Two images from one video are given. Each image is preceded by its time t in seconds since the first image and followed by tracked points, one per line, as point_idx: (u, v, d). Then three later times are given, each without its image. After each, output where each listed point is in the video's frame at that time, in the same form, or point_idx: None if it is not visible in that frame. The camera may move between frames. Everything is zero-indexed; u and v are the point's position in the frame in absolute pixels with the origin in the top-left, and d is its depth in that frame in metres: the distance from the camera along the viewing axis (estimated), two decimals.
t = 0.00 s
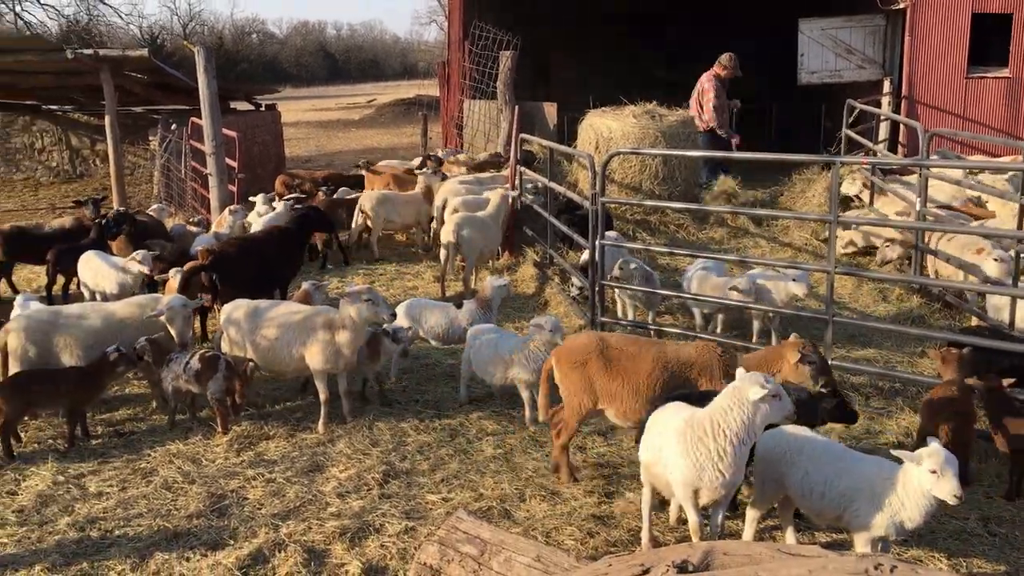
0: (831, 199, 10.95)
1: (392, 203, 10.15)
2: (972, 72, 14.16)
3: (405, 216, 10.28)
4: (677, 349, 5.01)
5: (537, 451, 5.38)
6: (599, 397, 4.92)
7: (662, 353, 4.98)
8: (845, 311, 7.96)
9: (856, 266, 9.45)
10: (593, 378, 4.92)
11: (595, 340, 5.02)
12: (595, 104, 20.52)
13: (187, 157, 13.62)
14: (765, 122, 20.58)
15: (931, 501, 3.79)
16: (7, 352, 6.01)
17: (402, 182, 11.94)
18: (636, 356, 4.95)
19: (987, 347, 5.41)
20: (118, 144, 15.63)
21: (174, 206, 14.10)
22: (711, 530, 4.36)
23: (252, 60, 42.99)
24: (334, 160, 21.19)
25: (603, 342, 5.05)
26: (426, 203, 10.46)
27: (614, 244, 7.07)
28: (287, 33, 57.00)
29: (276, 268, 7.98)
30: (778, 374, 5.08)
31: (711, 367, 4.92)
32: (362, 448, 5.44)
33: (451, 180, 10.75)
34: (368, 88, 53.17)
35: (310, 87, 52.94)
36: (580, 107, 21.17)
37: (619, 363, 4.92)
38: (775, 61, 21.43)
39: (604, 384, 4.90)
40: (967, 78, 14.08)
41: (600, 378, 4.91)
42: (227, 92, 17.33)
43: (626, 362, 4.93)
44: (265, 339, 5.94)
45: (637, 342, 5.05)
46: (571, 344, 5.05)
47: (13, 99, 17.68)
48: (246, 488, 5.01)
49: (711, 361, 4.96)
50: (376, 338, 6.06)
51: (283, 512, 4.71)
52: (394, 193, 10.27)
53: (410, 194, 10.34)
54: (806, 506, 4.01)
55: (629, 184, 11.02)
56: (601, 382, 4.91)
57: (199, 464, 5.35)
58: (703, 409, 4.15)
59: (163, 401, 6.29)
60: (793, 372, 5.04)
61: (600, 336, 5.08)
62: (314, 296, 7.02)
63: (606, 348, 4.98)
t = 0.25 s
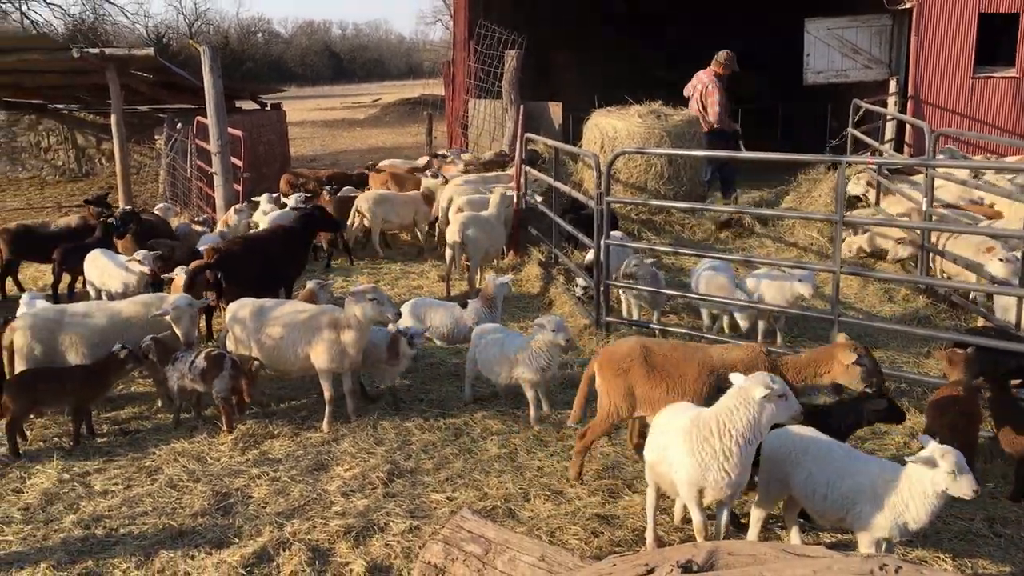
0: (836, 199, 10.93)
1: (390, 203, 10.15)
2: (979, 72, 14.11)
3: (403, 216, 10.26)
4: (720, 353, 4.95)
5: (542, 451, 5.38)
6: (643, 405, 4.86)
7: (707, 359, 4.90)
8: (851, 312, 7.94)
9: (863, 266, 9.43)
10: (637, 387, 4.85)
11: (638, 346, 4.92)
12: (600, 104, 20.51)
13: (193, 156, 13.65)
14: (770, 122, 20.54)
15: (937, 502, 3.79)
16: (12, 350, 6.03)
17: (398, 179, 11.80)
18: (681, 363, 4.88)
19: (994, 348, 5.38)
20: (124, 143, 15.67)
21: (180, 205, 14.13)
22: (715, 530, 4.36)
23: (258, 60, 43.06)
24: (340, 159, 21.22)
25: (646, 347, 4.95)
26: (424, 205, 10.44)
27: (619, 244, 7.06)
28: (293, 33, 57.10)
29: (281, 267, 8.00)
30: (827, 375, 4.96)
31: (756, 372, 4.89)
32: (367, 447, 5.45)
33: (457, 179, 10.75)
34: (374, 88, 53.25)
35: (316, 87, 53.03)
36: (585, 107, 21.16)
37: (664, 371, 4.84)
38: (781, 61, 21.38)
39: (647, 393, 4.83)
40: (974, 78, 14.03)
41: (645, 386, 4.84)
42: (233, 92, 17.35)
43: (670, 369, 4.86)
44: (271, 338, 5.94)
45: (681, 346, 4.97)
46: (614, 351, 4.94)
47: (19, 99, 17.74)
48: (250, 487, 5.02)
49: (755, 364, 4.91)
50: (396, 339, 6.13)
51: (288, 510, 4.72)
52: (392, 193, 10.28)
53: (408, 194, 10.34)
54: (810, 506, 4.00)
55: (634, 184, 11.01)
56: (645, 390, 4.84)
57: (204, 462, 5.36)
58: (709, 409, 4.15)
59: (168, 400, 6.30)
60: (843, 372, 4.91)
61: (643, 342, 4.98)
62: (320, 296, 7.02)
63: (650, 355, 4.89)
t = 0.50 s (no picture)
0: (837, 199, 10.92)
1: (384, 202, 10.13)
2: (980, 72, 14.11)
3: (396, 216, 10.24)
4: (779, 357, 4.99)
5: (541, 450, 5.38)
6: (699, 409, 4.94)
7: (763, 363, 4.95)
8: (851, 312, 7.93)
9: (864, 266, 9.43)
10: (693, 390, 4.94)
11: (694, 351, 5.00)
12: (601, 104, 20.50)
13: (194, 156, 13.65)
14: (771, 121, 20.52)
15: (942, 500, 3.80)
16: (13, 349, 6.03)
17: (391, 178, 11.74)
18: (736, 366, 4.96)
19: (995, 347, 5.36)
20: (126, 143, 15.67)
21: (181, 205, 14.13)
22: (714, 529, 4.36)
23: (259, 59, 43.14)
24: (341, 159, 21.22)
25: (702, 351, 5.03)
26: (419, 207, 10.40)
27: (620, 244, 7.05)
28: (294, 32, 57.13)
29: (282, 266, 8.01)
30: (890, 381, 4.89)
31: (814, 378, 4.92)
32: (367, 446, 5.45)
33: (458, 179, 10.72)
34: (375, 87, 53.26)
35: (317, 86, 53.05)
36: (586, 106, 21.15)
37: (717, 374, 4.93)
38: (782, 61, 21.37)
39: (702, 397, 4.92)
40: (975, 78, 14.02)
41: (701, 389, 4.93)
42: (234, 91, 17.35)
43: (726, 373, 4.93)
44: (272, 337, 5.95)
45: (738, 350, 5.03)
46: (669, 355, 5.03)
47: (21, 98, 17.75)
48: (251, 486, 5.02)
49: (814, 370, 4.93)
50: (416, 343, 6.05)
51: (288, 509, 4.72)
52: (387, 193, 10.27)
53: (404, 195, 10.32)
54: (810, 506, 3.99)
55: (635, 184, 11.01)
56: (701, 394, 4.92)
57: (204, 461, 5.37)
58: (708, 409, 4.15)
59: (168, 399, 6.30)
60: (904, 380, 4.79)
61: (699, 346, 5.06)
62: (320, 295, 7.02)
63: (706, 359, 4.97)
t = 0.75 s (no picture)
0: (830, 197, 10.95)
1: (372, 200, 10.11)
2: (973, 69, 14.13)
3: (385, 214, 10.21)
4: (844, 363, 4.90)
5: (535, 447, 5.39)
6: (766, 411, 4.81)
7: (827, 368, 4.87)
8: (845, 309, 7.96)
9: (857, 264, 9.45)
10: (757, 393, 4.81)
11: (755, 355, 4.89)
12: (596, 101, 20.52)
13: (187, 153, 13.62)
14: (766, 119, 20.55)
15: (934, 493, 3.85)
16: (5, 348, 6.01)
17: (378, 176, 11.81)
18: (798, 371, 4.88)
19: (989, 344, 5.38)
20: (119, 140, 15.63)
21: (175, 202, 14.10)
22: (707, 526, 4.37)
23: (253, 57, 43.06)
24: (335, 156, 21.20)
25: (762, 356, 4.93)
26: (410, 206, 10.37)
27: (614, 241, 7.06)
28: (288, 29, 56.99)
29: (278, 263, 8.01)
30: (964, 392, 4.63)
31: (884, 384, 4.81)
32: (361, 444, 5.45)
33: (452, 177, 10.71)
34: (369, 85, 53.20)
35: (311, 83, 52.97)
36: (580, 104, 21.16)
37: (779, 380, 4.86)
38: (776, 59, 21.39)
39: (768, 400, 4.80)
40: (969, 75, 14.04)
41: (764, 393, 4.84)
42: (228, 88, 17.31)
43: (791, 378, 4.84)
44: (266, 335, 5.93)
45: (799, 355, 4.95)
46: (730, 357, 4.87)
47: (13, 95, 17.69)
48: (245, 484, 5.02)
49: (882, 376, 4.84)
50: (439, 345, 5.89)
51: (282, 507, 4.72)
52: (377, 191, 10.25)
53: (395, 194, 10.28)
54: (804, 503, 3.99)
55: (629, 181, 11.02)
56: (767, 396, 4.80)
57: (198, 459, 5.36)
58: (701, 408, 4.14)
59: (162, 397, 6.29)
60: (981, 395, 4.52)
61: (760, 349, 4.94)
62: (315, 292, 7.02)
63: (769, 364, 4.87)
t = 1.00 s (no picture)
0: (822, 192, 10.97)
1: (360, 196, 10.08)
2: (963, 65, 14.14)
3: (373, 210, 10.18)
4: (902, 365, 4.87)
5: (528, 442, 5.39)
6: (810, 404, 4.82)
7: (884, 368, 4.83)
8: (836, 304, 7.98)
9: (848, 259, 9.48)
10: (804, 385, 4.83)
11: (809, 347, 4.92)
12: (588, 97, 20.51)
13: (178, 149, 13.56)
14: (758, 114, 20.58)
15: (924, 483, 3.90)
16: None
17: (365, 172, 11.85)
18: (854, 369, 4.83)
19: (980, 339, 5.39)
20: (109, 136, 15.54)
21: (166, 199, 14.04)
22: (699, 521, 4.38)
23: (244, 53, 42.88)
24: (327, 152, 21.14)
25: (817, 350, 4.93)
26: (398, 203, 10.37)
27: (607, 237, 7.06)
28: (279, 25, 56.75)
29: (270, 260, 8.00)
30: (1022, 398, 4.74)
31: (936, 384, 4.77)
32: (354, 440, 5.45)
33: (444, 173, 10.68)
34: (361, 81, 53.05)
35: (303, 79, 52.78)
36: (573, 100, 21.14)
37: (831, 376, 4.82)
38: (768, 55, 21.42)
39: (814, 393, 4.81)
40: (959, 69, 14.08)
41: (814, 387, 4.82)
42: (219, 84, 17.23)
43: (842, 373, 4.83)
44: (258, 332, 5.92)
45: (856, 352, 4.95)
46: (783, 349, 4.96)
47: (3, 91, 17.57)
48: (237, 480, 5.01)
49: (936, 378, 4.80)
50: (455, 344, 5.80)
51: (274, 504, 4.71)
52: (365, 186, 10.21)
53: (383, 190, 10.24)
54: (797, 499, 4.00)
55: (622, 177, 11.02)
56: (813, 389, 4.82)
57: (190, 456, 5.34)
58: (689, 404, 4.14)
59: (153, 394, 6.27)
60: None
61: (815, 343, 4.98)
62: (307, 288, 7.01)
63: (823, 356, 4.88)
